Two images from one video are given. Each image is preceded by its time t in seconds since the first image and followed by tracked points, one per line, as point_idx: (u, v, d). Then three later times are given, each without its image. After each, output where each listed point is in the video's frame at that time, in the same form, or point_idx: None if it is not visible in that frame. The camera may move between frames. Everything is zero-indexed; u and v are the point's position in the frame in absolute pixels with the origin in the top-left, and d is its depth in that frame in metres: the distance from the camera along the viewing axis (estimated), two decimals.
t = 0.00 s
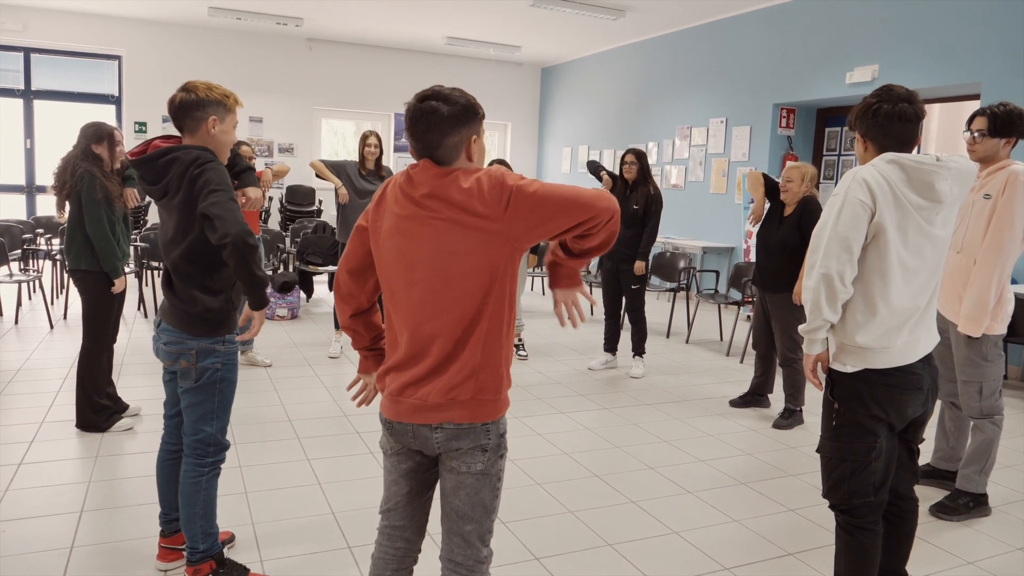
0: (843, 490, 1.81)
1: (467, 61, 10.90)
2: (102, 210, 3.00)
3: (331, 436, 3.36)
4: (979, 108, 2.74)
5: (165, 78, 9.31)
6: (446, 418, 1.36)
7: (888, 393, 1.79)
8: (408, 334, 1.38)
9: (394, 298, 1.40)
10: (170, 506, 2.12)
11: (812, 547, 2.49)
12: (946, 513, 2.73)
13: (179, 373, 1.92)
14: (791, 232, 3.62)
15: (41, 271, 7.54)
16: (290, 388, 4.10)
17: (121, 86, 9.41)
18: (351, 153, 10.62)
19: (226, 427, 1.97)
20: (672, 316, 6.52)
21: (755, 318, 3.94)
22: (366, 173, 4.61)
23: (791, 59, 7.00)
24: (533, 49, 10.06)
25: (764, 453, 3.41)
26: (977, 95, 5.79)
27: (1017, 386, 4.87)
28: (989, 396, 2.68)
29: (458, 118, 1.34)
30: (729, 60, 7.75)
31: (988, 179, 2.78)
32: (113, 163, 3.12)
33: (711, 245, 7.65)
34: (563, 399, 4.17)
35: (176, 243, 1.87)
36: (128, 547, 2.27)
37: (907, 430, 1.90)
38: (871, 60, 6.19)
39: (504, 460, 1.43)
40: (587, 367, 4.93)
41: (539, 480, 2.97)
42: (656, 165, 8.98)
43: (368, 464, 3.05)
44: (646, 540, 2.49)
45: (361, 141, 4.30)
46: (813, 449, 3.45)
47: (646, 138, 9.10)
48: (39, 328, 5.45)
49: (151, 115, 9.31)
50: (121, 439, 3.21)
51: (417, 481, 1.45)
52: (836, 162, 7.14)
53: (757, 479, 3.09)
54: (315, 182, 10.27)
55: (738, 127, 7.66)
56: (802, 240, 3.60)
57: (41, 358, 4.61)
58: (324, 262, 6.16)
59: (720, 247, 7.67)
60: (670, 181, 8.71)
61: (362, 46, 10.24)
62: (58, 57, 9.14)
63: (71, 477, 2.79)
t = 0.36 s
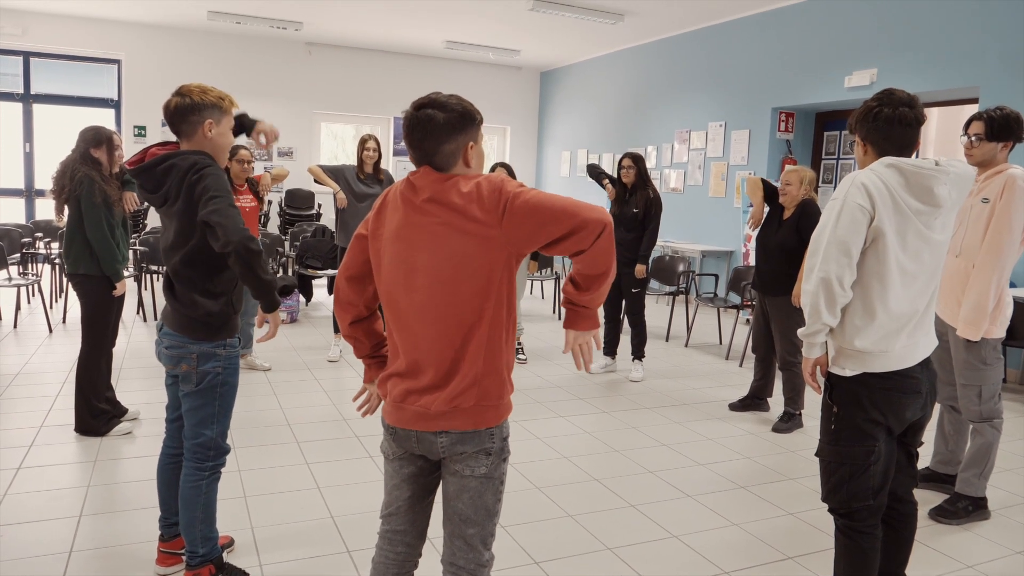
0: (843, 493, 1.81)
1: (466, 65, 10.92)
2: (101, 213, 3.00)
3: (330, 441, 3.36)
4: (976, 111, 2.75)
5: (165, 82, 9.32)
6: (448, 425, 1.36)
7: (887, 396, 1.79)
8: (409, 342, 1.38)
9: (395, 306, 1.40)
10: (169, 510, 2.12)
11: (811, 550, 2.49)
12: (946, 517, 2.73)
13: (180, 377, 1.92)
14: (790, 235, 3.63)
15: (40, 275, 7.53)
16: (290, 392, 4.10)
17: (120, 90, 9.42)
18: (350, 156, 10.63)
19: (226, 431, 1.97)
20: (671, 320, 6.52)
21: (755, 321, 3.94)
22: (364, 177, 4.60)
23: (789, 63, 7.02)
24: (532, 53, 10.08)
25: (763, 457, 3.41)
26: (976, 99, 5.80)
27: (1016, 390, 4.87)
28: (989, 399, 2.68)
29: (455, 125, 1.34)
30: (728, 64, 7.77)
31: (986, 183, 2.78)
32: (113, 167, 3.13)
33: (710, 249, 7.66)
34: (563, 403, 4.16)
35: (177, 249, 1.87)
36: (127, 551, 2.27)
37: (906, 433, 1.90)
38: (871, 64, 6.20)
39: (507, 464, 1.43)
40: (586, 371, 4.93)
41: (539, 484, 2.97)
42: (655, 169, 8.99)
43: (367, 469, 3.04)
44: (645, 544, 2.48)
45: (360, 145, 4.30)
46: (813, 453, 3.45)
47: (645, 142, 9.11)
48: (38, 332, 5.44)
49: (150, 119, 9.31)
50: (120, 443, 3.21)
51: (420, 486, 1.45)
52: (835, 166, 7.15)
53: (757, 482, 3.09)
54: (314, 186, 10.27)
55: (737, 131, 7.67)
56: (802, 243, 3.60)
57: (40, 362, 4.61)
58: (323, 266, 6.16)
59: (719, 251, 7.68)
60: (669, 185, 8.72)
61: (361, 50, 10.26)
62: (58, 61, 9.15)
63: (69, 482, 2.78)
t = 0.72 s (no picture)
0: (842, 495, 1.81)
1: (465, 67, 10.94)
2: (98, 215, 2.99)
3: (330, 443, 3.36)
4: (974, 114, 2.74)
5: (164, 84, 9.32)
6: (443, 427, 1.36)
7: (885, 397, 1.79)
8: (406, 342, 1.38)
9: (391, 307, 1.40)
10: (168, 512, 2.12)
11: (810, 552, 2.50)
12: (945, 519, 2.73)
13: (177, 379, 1.92)
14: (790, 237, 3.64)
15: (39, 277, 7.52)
16: (289, 394, 4.10)
17: (119, 92, 9.42)
18: (350, 159, 10.64)
19: (225, 433, 1.97)
20: (671, 322, 6.52)
21: (754, 324, 3.94)
22: (363, 179, 4.61)
23: (788, 66, 7.04)
24: (532, 56, 10.10)
25: (763, 459, 3.41)
26: (974, 101, 5.82)
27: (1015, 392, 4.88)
28: (988, 401, 2.68)
29: (452, 126, 1.35)
30: (727, 67, 7.79)
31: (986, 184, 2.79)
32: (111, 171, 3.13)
33: (710, 251, 7.66)
34: (562, 405, 4.16)
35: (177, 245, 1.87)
36: (127, 553, 2.27)
37: (906, 436, 1.90)
38: (869, 66, 6.22)
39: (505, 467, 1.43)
40: (585, 373, 4.93)
41: (538, 486, 2.96)
42: (654, 171, 9.00)
43: (367, 471, 3.04)
44: (644, 546, 2.49)
45: (359, 147, 4.31)
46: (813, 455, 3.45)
47: (645, 144, 9.12)
48: (37, 335, 5.43)
49: (150, 121, 9.31)
50: (119, 446, 3.20)
51: (418, 488, 1.45)
52: (834, 168, 7.16)
53: (756, 484, 3.09)
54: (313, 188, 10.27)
55: (736, 133, 7.68)
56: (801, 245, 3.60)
57: (38, 364, 4.60)
58: (322, 269, 6.16)
59: (718, 253, 7.68)
60: (668, 187, 8.73)
61: (361, 53, 10.27)
62: (57, 63, 9.16)
63: (68, 484, 2.78)
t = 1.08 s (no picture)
0: (839, 496, 1.81)
1: (463, 69, 10.94)
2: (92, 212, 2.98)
3: (327, 444, 3.36)
4: (971, 115, 2.74)
5: (161, 85, 9.31)
6: (441, 428, 1.36)
7: (883, 398, 1.79)
8: (404, 343, 1.38)
9: (389, 308, 1.39)
10: (165, 514, 2.12)
11: (807, 553, 2.50)
12: (942, 520, 2.73)
13: (175, 382, 1.92)
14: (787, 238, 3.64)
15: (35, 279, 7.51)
16: (286, 396, 4.09)
17: (116, 93, 9.41)
18: (347, 160, 10.64)
19: (223, 434, 1.97)
20: (668, 323, 6.52)
21: (751, 324, 3.94)
22: (359, 180, 4.60)
23: (785, 67, 7.06)
24: (529, 57, 10.11)
25: (761, 460, 3.41)
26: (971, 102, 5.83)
27: (1012, 392, 4.90)
28: (984, 402, 2.69)
29: (449, 127, 1.35)
30: (725, 68, 7.80)
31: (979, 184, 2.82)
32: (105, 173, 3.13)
33: (707, 252, 7.68)
34: (560, 406, 4.16)
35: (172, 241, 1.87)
36: (124, 555, 2.27)
37: (903, 436, 1.90)
38: (866, 68, 6.23)
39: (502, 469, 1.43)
40: (583, 374, 4.93)
41: (536, 488, 2.96)
42: (652, 172, 9.01)
43: (365, 472, 3.04)
44: (641, 546, 2.49)
45: (356, 147, 4.30)
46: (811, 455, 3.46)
47: (642, 145, 9.13)
48: (34, 336, 5.42)
49: (147, 122, 9.30)
50: (117, 447, 3.20)
51: (415, 491, 1.45)
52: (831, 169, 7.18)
53: (754, 486, 3.09)
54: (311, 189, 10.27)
55: (734, 135, 7.69)
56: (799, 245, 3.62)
57: (35, 366, 4.60)
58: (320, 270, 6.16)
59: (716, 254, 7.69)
60: (666, 188, 8.74)
61: (359, 54, 10.27)
62: (54, 64, 9.15)
63: (65, 486, 2.78)
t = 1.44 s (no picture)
0: (836, 495, 1.82)
1: (462, 68, 10.94)
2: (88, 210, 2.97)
3: (325, 444, 3.35)
4: (969, 115, 2.75)
5: (158, 85, 9.29)
6: (436, 423, 1.36)
7: (880, 397, 1.79)
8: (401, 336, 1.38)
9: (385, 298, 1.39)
10: (162, 514, 2.11)
11: (805, 551, 2.50)
12: (940, 519, 2.74)
13: (172, 382, 1.92)
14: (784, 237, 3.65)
15: (32, 279, 7.50)
16: (284, 396, 4.09)
17: (113, 93, 9.40)
18: (345, 159, 10.64)
19: (220, 434, 1.97)
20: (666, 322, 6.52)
21: (749, 322, 3.94)
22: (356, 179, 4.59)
23: (783, 66, 7.06)
24: (527, 57, 10.11)
25: (758, 459, 3.42)
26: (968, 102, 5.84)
27: (1009, 391, 4.91)
28: (982, 401, 2.69)
29: (452, 125, 1.35)
30: (722, 68, 7.80)
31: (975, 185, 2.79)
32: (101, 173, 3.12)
33: (705, 252, 7.69)
34: (557, 406, 4.16)
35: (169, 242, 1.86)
36: (122, 555, 2.27)
37: (900, 436, 1.90)
38: (864, 67, 6.24)
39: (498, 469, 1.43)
40: (580, 374, 4.93)
41: (534, 487, 2.96)
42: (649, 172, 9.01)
43: (362, 472, 3.04)
44: (639, 545, 2.49)
45: (353, 147, 4.28)
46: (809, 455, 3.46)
47: (640, 145, 9.14)
48: (31, 337, 5.41)
49: (144, 122, 9.29)
50: (114, 447, 3.20)
51: (411, 491, 1.45)
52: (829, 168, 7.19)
53: (752, 485, 3.09)
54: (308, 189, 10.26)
55: (731, 134, 7.70)
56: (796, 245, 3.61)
57: (32, 366, 4.59)
58: (318, 269, 6.16)
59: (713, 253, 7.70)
60: (664, 187, 8.74)
61: (356, 54, 10.26)
62: (51, 64, 9.13)
63: (63, 486, 2.77)
